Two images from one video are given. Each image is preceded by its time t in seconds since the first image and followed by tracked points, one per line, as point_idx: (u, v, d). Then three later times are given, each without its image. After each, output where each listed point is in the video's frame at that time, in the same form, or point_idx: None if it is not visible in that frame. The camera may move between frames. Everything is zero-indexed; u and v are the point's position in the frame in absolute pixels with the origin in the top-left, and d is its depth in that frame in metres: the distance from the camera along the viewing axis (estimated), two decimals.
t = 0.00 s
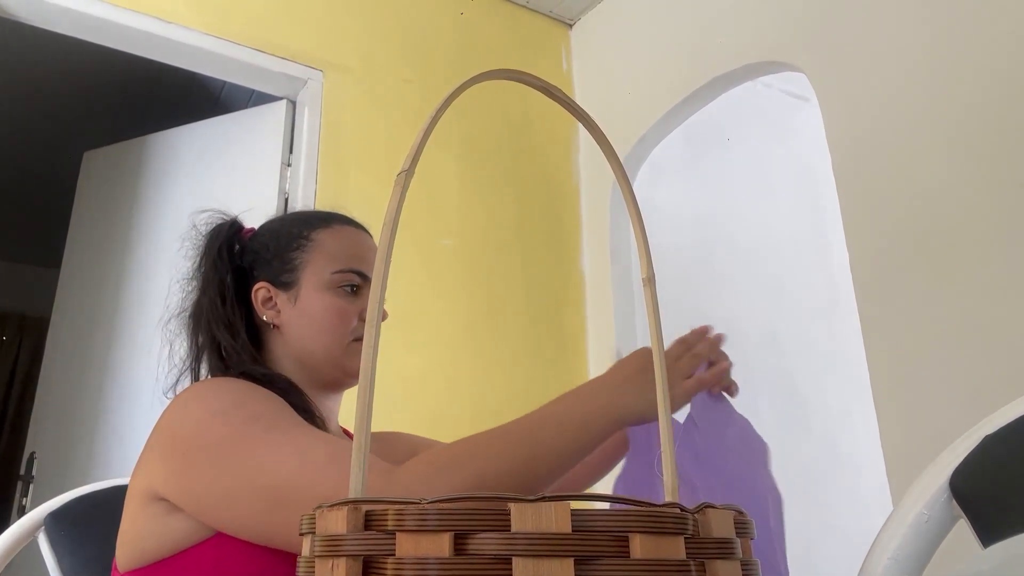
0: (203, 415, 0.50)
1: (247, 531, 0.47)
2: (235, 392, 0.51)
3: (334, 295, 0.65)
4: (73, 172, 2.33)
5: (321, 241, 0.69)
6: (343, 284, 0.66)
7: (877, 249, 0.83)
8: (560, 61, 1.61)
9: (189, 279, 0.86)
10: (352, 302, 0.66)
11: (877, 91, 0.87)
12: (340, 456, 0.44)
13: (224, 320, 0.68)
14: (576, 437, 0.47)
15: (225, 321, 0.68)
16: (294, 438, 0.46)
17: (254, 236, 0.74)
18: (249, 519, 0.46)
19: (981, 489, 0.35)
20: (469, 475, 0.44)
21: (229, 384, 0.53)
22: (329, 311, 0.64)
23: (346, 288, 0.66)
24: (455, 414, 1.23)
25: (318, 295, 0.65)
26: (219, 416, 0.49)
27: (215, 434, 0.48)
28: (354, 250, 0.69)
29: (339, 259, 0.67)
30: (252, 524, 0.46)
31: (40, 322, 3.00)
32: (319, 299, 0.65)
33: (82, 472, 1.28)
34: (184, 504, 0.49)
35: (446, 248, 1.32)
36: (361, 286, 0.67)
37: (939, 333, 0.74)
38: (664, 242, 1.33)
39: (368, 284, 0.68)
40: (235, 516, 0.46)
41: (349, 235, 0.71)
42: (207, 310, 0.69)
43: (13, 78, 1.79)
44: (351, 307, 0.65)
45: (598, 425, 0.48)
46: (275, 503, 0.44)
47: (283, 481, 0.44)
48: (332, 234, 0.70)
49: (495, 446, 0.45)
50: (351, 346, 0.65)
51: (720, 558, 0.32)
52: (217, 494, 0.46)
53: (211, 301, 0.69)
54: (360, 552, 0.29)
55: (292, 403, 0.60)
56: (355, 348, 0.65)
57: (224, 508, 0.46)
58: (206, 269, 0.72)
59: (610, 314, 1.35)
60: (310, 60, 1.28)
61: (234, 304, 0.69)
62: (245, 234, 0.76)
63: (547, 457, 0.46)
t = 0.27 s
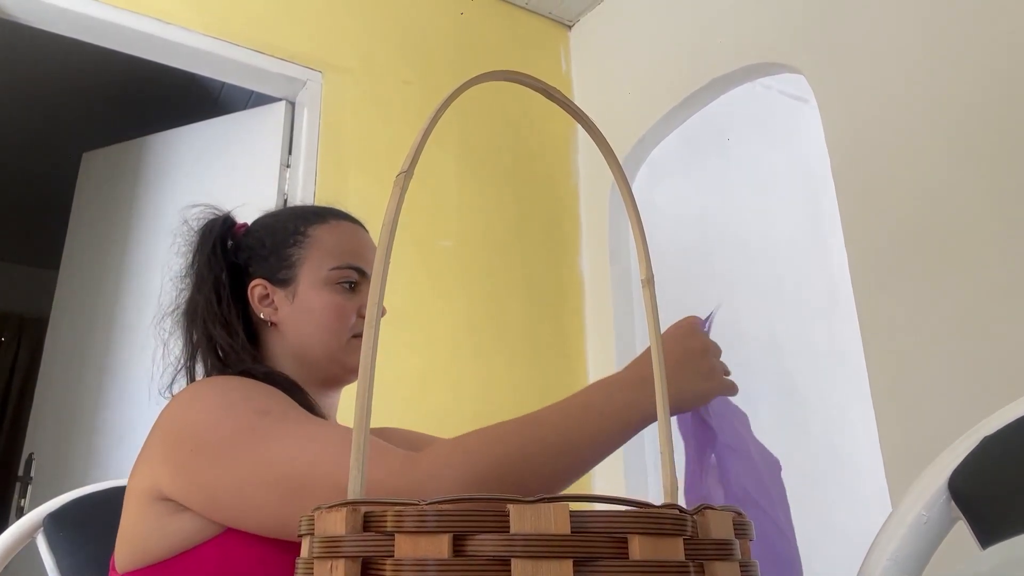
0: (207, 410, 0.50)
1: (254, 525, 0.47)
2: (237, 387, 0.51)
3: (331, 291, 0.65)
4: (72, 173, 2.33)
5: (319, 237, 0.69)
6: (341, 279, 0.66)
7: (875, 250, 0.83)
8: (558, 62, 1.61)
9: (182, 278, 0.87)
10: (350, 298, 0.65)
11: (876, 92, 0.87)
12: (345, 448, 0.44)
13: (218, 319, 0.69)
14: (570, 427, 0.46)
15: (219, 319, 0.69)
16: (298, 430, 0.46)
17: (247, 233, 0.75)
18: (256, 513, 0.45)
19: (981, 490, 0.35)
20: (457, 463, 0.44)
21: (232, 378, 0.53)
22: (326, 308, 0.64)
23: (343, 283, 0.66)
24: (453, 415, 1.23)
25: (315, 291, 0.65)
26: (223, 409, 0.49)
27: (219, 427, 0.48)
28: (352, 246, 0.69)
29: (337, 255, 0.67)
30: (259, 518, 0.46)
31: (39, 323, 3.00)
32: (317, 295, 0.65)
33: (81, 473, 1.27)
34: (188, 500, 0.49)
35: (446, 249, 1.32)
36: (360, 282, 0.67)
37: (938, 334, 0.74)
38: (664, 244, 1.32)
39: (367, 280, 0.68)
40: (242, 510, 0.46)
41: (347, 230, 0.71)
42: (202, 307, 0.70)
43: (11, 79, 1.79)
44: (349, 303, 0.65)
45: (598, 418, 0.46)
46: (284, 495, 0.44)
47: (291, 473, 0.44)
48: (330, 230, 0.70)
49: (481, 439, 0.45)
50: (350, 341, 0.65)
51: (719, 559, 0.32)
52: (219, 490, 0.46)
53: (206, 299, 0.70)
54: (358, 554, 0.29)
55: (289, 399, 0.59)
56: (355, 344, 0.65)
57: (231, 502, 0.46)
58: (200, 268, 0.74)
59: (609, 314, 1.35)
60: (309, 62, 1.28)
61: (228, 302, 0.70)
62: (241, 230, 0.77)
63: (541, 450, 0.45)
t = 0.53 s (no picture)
0: (200, 407, 0.50)
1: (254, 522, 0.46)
2: (233, 384, 0.51)
3: (333, 291, 0.65)
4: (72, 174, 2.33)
5: (321, 237, 0.68)
6: (342, 279, 0.66)
7: (875, 251, 0.83)
8: (558, 63, 1.61)
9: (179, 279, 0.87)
10: (351, 298, 0.65)
11: (875, 93, 0.87)
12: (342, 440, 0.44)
13: (217, 320, 0.69)
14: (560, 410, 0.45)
15: (218, 320, 0.69)
16: (291, 424, 0.46)
17: (247, 234, 0.75)
18: (254, 509, 0.45)
19: (981, 492, 0.35)
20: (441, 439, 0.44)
21: (226, 377, 0.53)
22: (328, 308, 0.64)
23: (345, 283, 0.66)
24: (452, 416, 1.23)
25: (317, 291, 0.65)
26: (217, 406, 0.49)
27: (213, 425, 0.48)
28: (354, 246, 0.69)
29: (338, 256, 0.67)
30: (257, 513, 0.45)
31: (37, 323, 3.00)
32: (318, 296, 0.65)
33: (79, 474, 1.27)
34: (186, 501, 0.49)
35: (445, 250, 1.32)
36: (361, 282, 0.67)
37: (937, 336, 0.74)
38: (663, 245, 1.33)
39: (368, 280, 0.68)
40: (239, 507, 0.46)
41: (349, 231, 0.70)
42: (201, 307, 0.70)
43: (11, 79, 1.78)
44: (350, 303, 0.65)
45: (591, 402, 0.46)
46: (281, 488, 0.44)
47: (286, 464, 0.44)
48: (332, 230, 0.70)
49: (473, 418, 0.45)
50: (351, 342, 0.65)
51: (718, 561, 0.32)
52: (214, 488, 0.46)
53: (205, 299, 0.70)
54: (357, 555, 0.29)
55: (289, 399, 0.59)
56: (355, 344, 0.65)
57: (228, 502, 0.46)
58: (199, 268, 0.74)
59: (608, 315, 1.35)
60: (309, 62, 1.28)
61: (227, 303, 0.70)
62: (239, 230, 0.77)
63: (528, 430, 0.44)
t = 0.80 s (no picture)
0: (194, 406, 0.49)
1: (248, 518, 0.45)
2: (230, 384, 0.51)
3: (332, 291, 0.65)
4: (71, 174, 2.33)
5: (319, 238, 0.68)
6: (341, 278, 0.65)
7: (874, 252, 0.83)
8: (557, 64, 1.61)
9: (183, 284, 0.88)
10: (351, 297, 0.65)
11: (874, 95, 0.87)
12: (337, 435, 0.43)
13: (220, 325, 0.70)
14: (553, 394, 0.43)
15: (221, 324, 0.70)
16: (282, 417, 0.45)
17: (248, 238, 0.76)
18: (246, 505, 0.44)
19: (979, 493, 0.35)
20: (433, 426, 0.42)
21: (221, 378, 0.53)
22: (327, 307, 0.64)
23: (344, 282, 0.66)
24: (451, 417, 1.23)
25: (317, 291, 0.65)
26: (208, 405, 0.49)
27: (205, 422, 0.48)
28: (353, 245, 0.68)
29: (337, 255, 0.67)
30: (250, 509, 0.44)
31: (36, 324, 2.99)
32: (318, 295, 0.65)
33: (78, 476, 1.27)
34: (184, 501, 0.49)
35: (444, 251, 1.32)
36: (360, 281, 0.66)
37: (935, 337, 0.74)
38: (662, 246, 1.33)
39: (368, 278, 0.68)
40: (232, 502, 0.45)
41: (348, 231, 0.70)
42: (202, 313, 0.71)
43: (10, 80, 1.78)
44: (350, 302, 0.65)
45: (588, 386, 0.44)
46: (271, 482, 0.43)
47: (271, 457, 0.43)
48: (330, 230, 0.70)
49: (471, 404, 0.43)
50: (352, 340, 0.64)
51: (717, 561, 0.32)
52: (208, 486, 0.46)
53: (208, 305, 0.71)
54: (356, 556, 0.29)
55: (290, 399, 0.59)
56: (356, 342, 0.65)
57: (222, 498, 0.45)
58: (202, 274, 0.75)
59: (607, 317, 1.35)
60: (308, 63, 1.28)
61: (228, 308, 0.71)
62: (239, 236, 0.78)
63: (520, 420, 0.43)
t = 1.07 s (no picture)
0: (197, 408, 0.50)
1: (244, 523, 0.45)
2: (230, 385, 0.51)
3: (333, 295, 0.65)
4: (69, 176, 2.32)
5: (320, 242, 0.68)
6: (342, 282, 0.65)
7: (872, 254, 0.83)
8: (556, 66, 1.61)
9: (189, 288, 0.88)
10: (352, 300, 0.65)
11: (873, 96, 0.87)
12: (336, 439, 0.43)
13: (223, 328, 0.70)
14: (546, 400, 0.42)
15: (223, 328, 0.70)
16: (281, 418, 0.45)
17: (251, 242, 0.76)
18: (242, 508, 0.44)
19: (977, 494, 0.35)
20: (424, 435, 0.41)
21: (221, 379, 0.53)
22: (327, 311, 0.64)
23: (344, 286, 0.65)
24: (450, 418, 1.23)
25: (318, 295, 0.65)
26: (210, 409, 0.49)
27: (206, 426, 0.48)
28: (355, 249, 0.68)
29: (338, 259, 0.67)
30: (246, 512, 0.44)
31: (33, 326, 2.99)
32: (319, 299, 0.65)
33: (76, 477, 1.27)
34: (186, 503, 0.49)
35: (442, 252, 1.32)
36: (362, 285, 0.66)
37: (934, 338, 0.74)
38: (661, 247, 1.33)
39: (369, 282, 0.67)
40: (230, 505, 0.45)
41: (349, 235, 0.70)
42: (205, 316, 0.71)
43: (8, 81, 1.78)
44: (351, 306, 0.64)
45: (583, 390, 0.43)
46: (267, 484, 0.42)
47: (268, 457, 0.43)
48: (331, 234, 0.70)
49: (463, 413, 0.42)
50: (352, 344, 0.64)
51: (716, 563, 0.32)
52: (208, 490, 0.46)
53: (212, 309, 0.72)
54: (354, 558, 0.29)
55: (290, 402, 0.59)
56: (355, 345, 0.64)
57: (222, 502, 0.45)
58: (206, 278, 0.75)
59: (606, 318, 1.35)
60: (307, 65, 1.28)
61: (231, 311, 0.71)
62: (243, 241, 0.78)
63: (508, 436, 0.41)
